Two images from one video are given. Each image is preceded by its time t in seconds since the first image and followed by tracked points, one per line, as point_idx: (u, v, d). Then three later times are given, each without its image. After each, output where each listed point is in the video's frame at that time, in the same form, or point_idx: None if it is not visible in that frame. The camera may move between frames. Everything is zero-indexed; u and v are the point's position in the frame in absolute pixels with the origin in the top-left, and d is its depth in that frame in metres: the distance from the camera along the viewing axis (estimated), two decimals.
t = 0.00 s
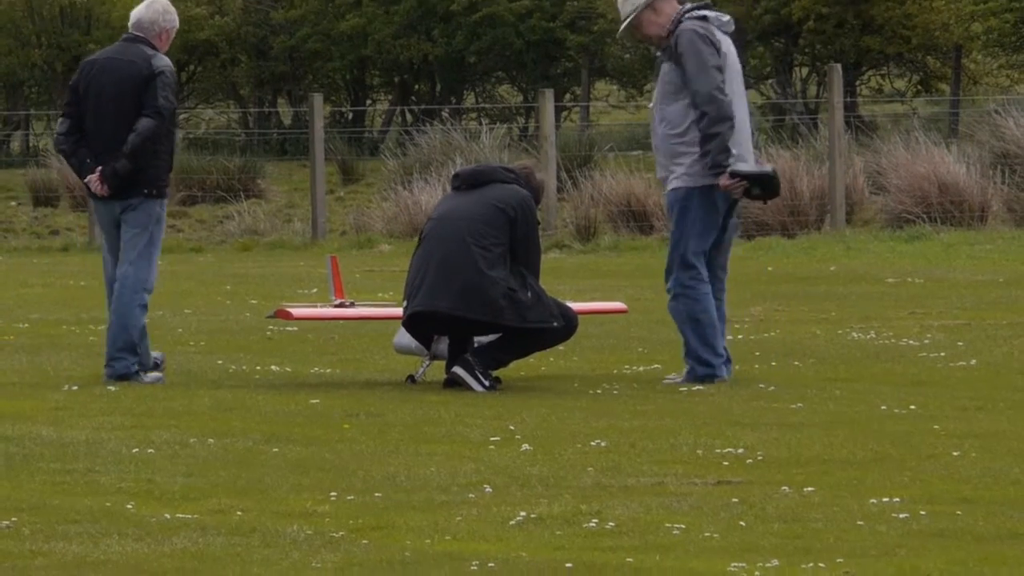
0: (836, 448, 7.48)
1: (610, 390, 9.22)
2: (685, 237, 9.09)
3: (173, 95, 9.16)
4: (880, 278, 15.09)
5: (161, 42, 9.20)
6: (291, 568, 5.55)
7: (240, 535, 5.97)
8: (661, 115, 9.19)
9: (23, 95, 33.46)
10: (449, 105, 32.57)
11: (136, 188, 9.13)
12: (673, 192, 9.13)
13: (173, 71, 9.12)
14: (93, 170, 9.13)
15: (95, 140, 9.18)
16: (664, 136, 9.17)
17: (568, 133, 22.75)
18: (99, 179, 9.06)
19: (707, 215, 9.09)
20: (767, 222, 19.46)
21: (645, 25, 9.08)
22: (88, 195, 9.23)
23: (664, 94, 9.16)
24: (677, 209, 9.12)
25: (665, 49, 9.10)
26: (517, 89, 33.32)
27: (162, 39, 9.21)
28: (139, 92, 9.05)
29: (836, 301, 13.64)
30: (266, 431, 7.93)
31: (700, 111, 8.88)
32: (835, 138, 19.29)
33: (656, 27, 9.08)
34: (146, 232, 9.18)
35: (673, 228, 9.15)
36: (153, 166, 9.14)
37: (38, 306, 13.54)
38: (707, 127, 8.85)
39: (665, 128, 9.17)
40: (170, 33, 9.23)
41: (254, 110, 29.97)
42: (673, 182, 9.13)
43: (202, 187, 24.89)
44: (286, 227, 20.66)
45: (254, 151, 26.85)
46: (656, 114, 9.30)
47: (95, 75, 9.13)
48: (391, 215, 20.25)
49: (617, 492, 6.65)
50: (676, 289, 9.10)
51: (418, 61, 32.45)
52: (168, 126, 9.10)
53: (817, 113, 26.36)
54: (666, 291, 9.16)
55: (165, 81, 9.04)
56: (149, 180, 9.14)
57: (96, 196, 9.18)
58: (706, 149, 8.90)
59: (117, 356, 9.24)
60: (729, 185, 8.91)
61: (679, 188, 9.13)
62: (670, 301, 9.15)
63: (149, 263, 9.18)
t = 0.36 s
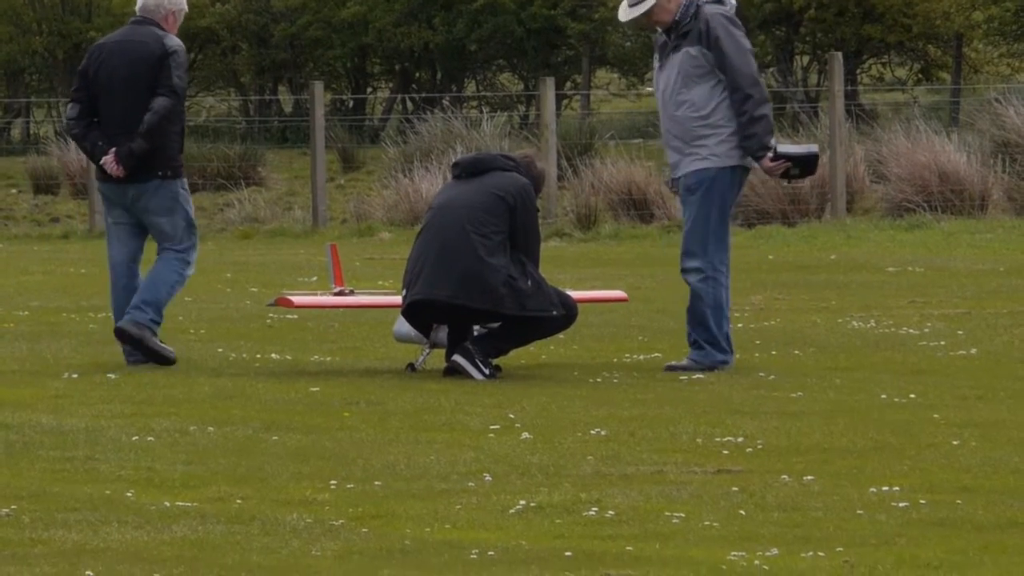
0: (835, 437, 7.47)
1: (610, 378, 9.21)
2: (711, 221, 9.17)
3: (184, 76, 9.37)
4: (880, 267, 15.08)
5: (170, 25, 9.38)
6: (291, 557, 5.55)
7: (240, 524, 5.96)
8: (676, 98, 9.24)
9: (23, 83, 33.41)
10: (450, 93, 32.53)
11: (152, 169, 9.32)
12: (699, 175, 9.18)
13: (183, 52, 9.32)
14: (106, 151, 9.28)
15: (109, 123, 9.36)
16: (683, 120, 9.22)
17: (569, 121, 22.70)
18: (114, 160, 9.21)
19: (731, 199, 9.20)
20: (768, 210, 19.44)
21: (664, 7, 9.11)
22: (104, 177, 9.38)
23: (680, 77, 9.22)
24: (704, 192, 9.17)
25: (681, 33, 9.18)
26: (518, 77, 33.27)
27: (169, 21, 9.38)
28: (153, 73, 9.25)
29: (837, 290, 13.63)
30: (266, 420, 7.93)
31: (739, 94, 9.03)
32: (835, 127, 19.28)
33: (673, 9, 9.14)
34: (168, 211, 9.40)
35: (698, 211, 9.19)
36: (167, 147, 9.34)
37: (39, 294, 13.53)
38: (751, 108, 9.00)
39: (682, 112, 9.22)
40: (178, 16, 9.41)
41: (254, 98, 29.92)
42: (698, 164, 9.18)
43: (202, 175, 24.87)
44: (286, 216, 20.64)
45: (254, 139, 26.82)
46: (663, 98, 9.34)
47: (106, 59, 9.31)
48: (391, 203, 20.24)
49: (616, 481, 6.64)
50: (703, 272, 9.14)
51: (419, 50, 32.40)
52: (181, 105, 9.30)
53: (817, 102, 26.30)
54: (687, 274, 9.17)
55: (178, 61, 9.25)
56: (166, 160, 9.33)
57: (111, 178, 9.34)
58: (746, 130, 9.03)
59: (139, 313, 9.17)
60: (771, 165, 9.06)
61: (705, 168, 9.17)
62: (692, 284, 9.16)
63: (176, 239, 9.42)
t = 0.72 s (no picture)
0: (834, 432, 7.47)
1: (609, 374, 9.21)
2: (727, 218, 9.18)
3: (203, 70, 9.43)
4: (879, 263, 15.06)
5: (191, 22, 9.43)
6: (290, 553, 5.55)
7: (238, 520, 5.97)
8: (684, 97, 9.22)
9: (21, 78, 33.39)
10: (449, 88, 32.52)
11: (172, 163, 9.38)
12: (712, 173, 9.17)
13: (203, 47, 9.38)
14: (126, 145, 9.35)
15: (127, 116, 9.42)
16: (691, 118, 9.21)
17: (568, 117, 22.69)
18: (134, 154, 9.30)
19: (742, 198, 9.22)
20: (767, 206, 19.38)
21: (675, 10, 9.08)
22: (122, 170, 9.43)
23: (688, 76, 9.19)
24: (717, 190, 9.18)
25: (691, 32, 9.13)
26: (517, 72, 33.23)
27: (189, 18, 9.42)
28: (174, 67, 9.31)
29: (835, 285, 13.62)
30: (264, 415, 7.93)
31: (752, 96, 9.08)
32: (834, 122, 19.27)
33: (684, 10, 9.09)
34: (185, 206, 9.44)
35: (711, 209, 9.20)
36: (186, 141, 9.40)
37: (38, 290, 13.53)
38: (766, 109, 9.05)
39: (691, 110, 9.21)
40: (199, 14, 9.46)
41: (253, 94, 29.89)
42: (709, 163, 9.18)
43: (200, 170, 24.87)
44: (284, 211, 20.64)
45: (252, 134, 26.80)
46: (668, 95, 9.30)
47: (127, 53, 9.37)
48: (390, 198, 20.23)
49: (615, 477, 6.64)
50: (718, 269, 9.14)
51: (418, 45, 32.40)
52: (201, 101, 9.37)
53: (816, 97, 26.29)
54: (702, 272, 9.16)
55: (199, 55, 9.31)
56: (185, 154, 9.39)
57: (130, 172, 9.40)
58: (759, 132, 9.09)
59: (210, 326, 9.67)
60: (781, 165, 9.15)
61: (717, 167, 9.16)
62: (706, 281, 9.15)
63: (194, 233, 9.45)
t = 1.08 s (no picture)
0: (834, 441, 7.48)
1: (608, 383, 9.21)
2: (727, 230, 9.19)
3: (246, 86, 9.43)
4: (879, 272, 15.08)
5: (233, 34, 9.45)
6: (290, 562, 5.55)
7: (238, 530, 5.97)
8: (683, 110, 9.19)
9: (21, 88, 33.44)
10: (448, 97, 32.51)
11: (215, 179, 9.40)
12: (711, 186, 9.17)
13: (247, 63, 9.38)
14: (169, 162, 9.38)
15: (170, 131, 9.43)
16: (690, 130, 9.19)
17: (567, 126, 22.69)
18: (178, 171, 9.32)
19: (742, 210, 9.24)
20: (766, 215, 19.41)
21: (678, 25, 8.97)
22: (163, 184, 9.46)
23: (687, 89, 9.15)
24: (716, 203, 9.18)
25: (692, 46, 9.07)
26: (516, 82, 33.22)
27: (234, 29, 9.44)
28: (217, 84, 9.32)
29: (834, 295, 13.63)
30: (264, 425, 7.93)
31: (753, 111, 9.07)
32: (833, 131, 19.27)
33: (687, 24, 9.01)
34: (225, 222, 9.46)
35: (710, 221, 9.20)
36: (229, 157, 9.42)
37: (38, 299, 13.53)
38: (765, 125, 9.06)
39: (690, 123, 9.18)
40: (244, 25, 9.48)
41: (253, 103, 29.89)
42: (707, 176, 9.17)
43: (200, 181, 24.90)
44: (284, 221, 20.65)
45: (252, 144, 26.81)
46: (665, 106, 9.26)
47: (169, 67, 9.37)
48: (389, 208, 20.24)
49: (615, 486, 6.65)
50: (719, 280, 9.15)
51: (417, 55, 32.41)
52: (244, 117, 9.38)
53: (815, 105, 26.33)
54: (702, 283, 9.17)
55: (244, 73, 9.32)
56: (228, 171, 9.41)
57: (172, 187, 9.42)
58: (759, 146, 9.10)
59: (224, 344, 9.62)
60: (777, 180, 9.17)
61: (717, 180, 9.16)
62: (707, 293, 9.17)
63: (234, 250, 9.47)
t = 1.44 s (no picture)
0: (837, 447, 7.48)
1: (611, 389, 9.21)
2: (725, 238, 9.17)
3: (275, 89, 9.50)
4: (881, 278, 15.08)
5: (269, 35, 9.53)
6: (292, 567, 5.55)
7: (240, 535, 5.97)
8: (679, 118, 9.19)
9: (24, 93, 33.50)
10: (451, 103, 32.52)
11: (241, 179, 9.49)
12: (705, 194, 9.16)
13: (275, 65, 9.45)
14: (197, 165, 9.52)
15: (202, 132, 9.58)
16: (685, 139, 9.18)
17: (570, 133, 22.70)
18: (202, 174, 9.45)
19: (737, 218, 9.23)
20: (769, 221, 19.43)
21: (675, 36, 9.03)
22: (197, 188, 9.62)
23: (683, 98, 9.16)
24: (710, 211, 9.16)
25: (689, 56, 9.10)
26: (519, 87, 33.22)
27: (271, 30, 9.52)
28: (242, 87, 9.43)
29: (837, 300, 13.64)
30: (266, 431, 7.93)
31: (747, 121, 9.07)
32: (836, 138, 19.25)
33: (684, 34, 9.05)
34: (249, 224, 9.52)
35: (704, 229, 9.19)
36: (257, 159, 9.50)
37: (41, 305, 13.55)
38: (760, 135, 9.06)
39: (685, 132, 9.18)
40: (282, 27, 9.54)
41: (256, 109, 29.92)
42: (702, 184, 9.17)
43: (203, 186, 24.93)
44: (287, 226, 20.67)
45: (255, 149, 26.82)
46: (662, 114, 9.26)
47: (201, 70, 9.53)
48: (391, 214, 20.25)
49: (617, 492, 6.65)
50: (721, 289, 9.17)
51: (420, 61, 32.45)
52: (270, 120, 9.45)
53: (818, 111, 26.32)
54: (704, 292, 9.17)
55: (266, 75, 9.39)
56: (255, 173, 9.49)
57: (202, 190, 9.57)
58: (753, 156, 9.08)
59: (227, 350, 9.62)
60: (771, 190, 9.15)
61: (711, 188, 9.15)
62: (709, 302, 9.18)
63: (244, 252, 9.48)
